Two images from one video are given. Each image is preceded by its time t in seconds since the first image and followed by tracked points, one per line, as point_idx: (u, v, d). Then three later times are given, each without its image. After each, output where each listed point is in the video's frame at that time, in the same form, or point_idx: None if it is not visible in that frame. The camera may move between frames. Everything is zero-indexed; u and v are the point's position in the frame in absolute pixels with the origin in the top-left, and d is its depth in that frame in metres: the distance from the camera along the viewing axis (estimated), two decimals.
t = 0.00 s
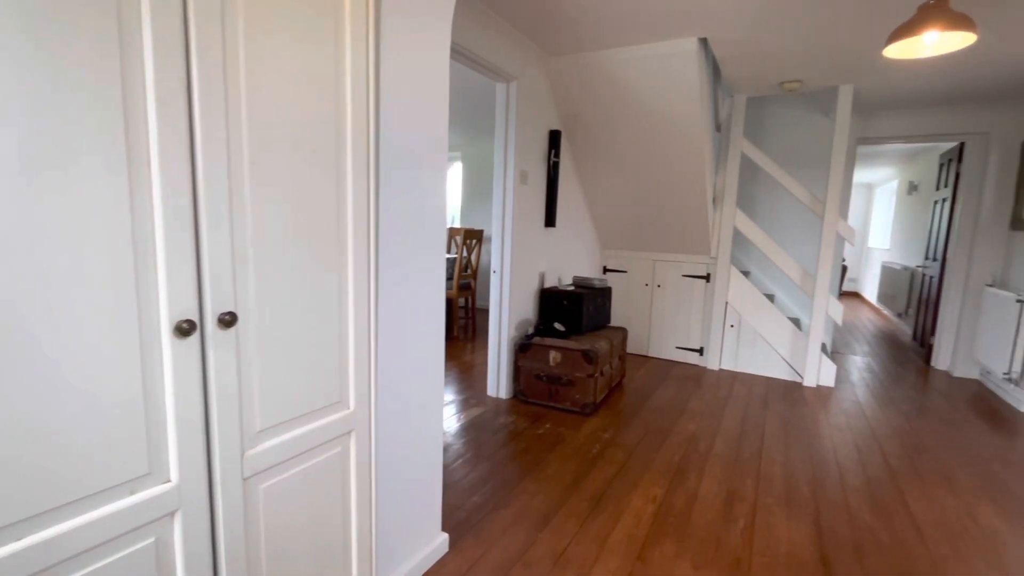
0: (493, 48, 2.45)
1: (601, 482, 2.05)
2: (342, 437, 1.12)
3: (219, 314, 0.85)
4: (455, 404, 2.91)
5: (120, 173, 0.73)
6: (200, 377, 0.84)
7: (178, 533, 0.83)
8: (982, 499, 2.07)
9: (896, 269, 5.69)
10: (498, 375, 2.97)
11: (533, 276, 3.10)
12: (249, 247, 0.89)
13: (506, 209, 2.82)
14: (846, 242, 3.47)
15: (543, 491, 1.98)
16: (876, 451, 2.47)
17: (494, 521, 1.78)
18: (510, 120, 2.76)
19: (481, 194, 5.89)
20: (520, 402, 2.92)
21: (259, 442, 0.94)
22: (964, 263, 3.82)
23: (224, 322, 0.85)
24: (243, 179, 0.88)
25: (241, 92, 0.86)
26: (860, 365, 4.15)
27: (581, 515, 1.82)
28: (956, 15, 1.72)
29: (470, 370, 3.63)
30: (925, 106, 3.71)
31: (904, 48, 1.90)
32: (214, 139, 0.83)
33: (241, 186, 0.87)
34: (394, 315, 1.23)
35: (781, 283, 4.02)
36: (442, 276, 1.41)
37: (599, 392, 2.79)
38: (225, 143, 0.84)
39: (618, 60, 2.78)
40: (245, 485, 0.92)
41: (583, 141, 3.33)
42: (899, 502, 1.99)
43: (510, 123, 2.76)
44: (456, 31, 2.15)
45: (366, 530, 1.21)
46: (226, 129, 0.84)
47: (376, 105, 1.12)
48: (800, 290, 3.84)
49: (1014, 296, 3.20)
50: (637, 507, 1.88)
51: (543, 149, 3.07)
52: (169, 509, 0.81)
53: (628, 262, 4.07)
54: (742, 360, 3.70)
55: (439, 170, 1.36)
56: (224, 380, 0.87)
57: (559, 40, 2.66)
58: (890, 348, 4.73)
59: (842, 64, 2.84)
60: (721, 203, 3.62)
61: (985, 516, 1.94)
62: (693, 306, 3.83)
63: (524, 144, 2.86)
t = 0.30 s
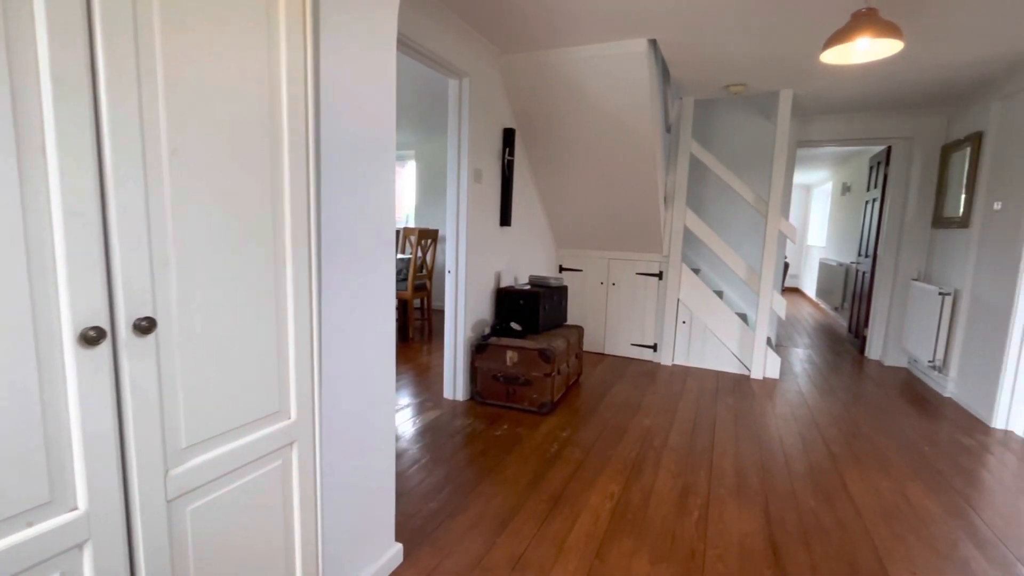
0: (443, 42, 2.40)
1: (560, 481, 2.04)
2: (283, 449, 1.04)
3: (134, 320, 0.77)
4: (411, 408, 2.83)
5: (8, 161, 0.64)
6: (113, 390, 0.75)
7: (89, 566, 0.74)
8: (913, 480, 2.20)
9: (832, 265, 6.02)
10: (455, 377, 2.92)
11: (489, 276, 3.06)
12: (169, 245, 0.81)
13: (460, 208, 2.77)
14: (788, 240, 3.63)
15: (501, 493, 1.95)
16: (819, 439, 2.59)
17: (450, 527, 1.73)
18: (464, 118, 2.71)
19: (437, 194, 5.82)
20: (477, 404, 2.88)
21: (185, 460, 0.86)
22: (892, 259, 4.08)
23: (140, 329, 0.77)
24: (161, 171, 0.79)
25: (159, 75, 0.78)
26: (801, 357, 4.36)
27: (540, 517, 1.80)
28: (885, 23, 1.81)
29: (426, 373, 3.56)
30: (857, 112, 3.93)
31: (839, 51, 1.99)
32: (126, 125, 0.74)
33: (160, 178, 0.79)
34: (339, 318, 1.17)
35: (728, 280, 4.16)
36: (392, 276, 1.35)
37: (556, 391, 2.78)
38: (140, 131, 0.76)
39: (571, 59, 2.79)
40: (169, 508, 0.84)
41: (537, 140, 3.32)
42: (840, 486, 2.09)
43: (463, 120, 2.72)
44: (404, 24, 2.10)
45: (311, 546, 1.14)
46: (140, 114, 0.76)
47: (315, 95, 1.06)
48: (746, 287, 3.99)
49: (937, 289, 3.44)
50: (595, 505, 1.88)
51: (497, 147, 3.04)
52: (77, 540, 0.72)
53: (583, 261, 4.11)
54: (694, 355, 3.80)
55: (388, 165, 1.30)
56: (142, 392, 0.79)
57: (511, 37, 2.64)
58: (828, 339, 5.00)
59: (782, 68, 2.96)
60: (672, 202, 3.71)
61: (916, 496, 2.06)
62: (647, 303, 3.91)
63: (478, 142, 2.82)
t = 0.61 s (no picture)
0: (395, 33, 2.30)
1: (523, 487, 1.99)
2: (214, 473, 0.94)
3: (18, 332, 0.65)
4: (367, 415, 2.71)
5: None
6: None
7: None
8: (864, 470, 2.27)
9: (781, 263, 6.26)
10: (414, 382, 2.81)
11: (449, 277, 2.98)
12: (65, 244, 0.70)
13: (417, 206, 2.67)
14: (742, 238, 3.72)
15: (463, 503, 1.88)
16: (775, 433, 2.64)
17: (409, 542, 1.64)
18: (419, 112, 2.62)
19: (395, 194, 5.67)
20: (438, 409, 2.78)
21: (90, 494, 0.74)
22: (838, 257, 4.25)
23: (25, 343, 0.66)
24: (53, 159, 0.68)
25: (49, 44, 0.67)
26: (754, 352, 4.49)
27: (504, 526, 1.74)
28: (833, 25, 1.85)
29: (384, 378, 3.43)
30: (804, 115, 4.08)
31: (791, 53, 2.02)
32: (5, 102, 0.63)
33: (53, 165, 0.68)
34: (281, 324, 1.06)
35: (685, 278, 4.23)
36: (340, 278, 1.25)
37: (519, 394, 2.72)
38: (25, 110, 0.65)
39: (529, 55, 2.74)
40: (70, 550, 0.72)
41: (496, 138, 3.26)
42: (797, 479, 2.12)
43: (418, 115, 2.62)
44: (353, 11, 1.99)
45: None
46: (23, 90, 0.65)
47: (247, 79, 0.95)
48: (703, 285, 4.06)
49: (879, 284, 3.61)
50: (560, 510, 1.84)
51: (455, 144, 2.96)
52: None
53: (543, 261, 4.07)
54: (654, 353, 3.84)
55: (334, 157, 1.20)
56: (33, 417, 0.67)
57: (468, 30, 2.57)
58: (779, 335, 5.18)
59: (736, 69, 3.02)
60: (631, 202, 3.73)
61: (867, 486, 2.12)
62: (607, 302, 3.91)
63: (435, 138, 2.73)
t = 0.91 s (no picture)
0: (350, 21, 2.16)
1: (491, 500, 1.90)
2: (131, 515, 0.80)
3: None
4: (324, 427, 2.55)
5: None
6: None
7: None
8: (827, 467, 2.30)
9: (740, 262, 6.41)
10: (374, 390, 2.67)
11: (410, 279, 2.85)
12: None
13: (374, 205, 2.53)
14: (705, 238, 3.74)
15: (427, 521, 1.77)
16: (741, 431, 2.65)
17: (368, 567, 1.52)
18: (376, 106, 2.48)
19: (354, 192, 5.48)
20: (399, 418, 2.65)
21: None
22: (795, 256, 4.36)
23: None
24: None
25: None
26: (717, 350, 4.55)
27: (471, 544, 1.64)
28: (796, 24, 1.84)
29: (342, 385, 3.27)
30: (762, 116, 4.16)
31: (755, 52, 2.01)
32: None
33: None
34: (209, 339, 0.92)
35: (650, 278, 4.24)
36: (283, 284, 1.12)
37: (484, 400, 2.63)
38: None
39: (492, 49, 2.65)
40: None
41: (458, 134, 3.15)
42: (765, 479, 2.12)
43: (376, 109, 2.48)
44: None
45: None
46: None
47: (165, 53, 0.80)
48: (668, 284, 4.08)
49: (834, 282, 3.71)
50: (529, 524, 1.75)
51: (415, 140, 2.83)
52: None
53: (508, 262, 3.99)
54: (620, 353, 3.81)
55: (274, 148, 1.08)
56: None
57: (427, 20, 2.45)
58: (739, 332, 5.28)
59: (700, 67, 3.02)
60: (596, 201, 3.69)
61: (831, 484, 2.14)
62: (573, 303, 3.87)
63: (394, 133, 2.60)
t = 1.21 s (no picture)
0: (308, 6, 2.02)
1: (465, 515, 1.80)
2: None
3: None
4: (285, 440, 2.39)
5: None
6: None
7: None
8: (804, 469, 2.28)
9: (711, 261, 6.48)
10: (339, 400, 2.52)
11: (377, 282, 2.72)
12: None
13: (338, 204, 2.39)
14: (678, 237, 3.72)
15: (397, 541, 1.65)
16: (717, 433, 2.62)
17: None
18: (339, 98, 2.33)
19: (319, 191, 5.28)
20: (367, 429, 2.51)
21: None
22: (765, 255, 4.39)
23: None
24: None
25: None
26: (689, 350, 4.55)
27: (444, 567, 1.53)
28: (773, 19, 1.80)
29: (306, 394, 3.10)
30: (733, 116, 4.18)
31: (731, 48, 1.96)
32: None
33: None
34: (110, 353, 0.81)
35: (623, 278, 4.20)
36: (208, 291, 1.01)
37: (457, 408, 2.51)
38: None
39: (461, 41, 2.54)
40: None
41: (427, 130, 3.03)
42: (744, 484, 2.09)
43: (338, 101, 2.34)
44: None
45: None
46: None
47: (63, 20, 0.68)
48: (642, 284, 4.05)
49: (805, 281, 3.74)
50: (506, 541, 1.66)
51: (381, 136, 2.70)
52: None
53: (480, 263, 3.88)
54: (594, 355, 3.76)
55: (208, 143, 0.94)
56: None
57: (393, 9, 2.32)
58: (710, 331, 5.32)
59: (673, 64, 2.98)
60: (569, 200, 3.63)
61: (809, 486, 2.12)
62: (547, 304, 3.79)
63: (358, 128, 2.46)
